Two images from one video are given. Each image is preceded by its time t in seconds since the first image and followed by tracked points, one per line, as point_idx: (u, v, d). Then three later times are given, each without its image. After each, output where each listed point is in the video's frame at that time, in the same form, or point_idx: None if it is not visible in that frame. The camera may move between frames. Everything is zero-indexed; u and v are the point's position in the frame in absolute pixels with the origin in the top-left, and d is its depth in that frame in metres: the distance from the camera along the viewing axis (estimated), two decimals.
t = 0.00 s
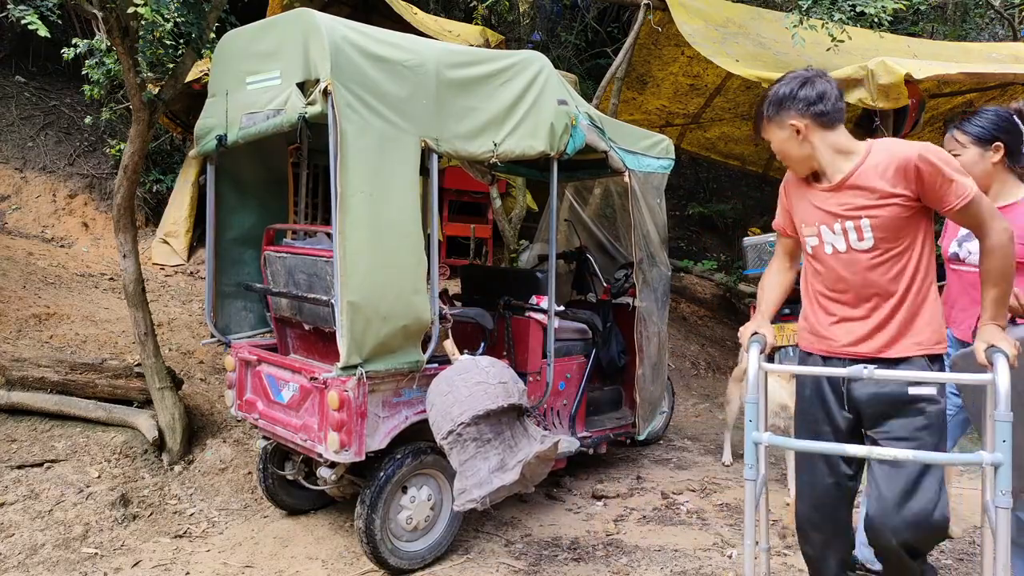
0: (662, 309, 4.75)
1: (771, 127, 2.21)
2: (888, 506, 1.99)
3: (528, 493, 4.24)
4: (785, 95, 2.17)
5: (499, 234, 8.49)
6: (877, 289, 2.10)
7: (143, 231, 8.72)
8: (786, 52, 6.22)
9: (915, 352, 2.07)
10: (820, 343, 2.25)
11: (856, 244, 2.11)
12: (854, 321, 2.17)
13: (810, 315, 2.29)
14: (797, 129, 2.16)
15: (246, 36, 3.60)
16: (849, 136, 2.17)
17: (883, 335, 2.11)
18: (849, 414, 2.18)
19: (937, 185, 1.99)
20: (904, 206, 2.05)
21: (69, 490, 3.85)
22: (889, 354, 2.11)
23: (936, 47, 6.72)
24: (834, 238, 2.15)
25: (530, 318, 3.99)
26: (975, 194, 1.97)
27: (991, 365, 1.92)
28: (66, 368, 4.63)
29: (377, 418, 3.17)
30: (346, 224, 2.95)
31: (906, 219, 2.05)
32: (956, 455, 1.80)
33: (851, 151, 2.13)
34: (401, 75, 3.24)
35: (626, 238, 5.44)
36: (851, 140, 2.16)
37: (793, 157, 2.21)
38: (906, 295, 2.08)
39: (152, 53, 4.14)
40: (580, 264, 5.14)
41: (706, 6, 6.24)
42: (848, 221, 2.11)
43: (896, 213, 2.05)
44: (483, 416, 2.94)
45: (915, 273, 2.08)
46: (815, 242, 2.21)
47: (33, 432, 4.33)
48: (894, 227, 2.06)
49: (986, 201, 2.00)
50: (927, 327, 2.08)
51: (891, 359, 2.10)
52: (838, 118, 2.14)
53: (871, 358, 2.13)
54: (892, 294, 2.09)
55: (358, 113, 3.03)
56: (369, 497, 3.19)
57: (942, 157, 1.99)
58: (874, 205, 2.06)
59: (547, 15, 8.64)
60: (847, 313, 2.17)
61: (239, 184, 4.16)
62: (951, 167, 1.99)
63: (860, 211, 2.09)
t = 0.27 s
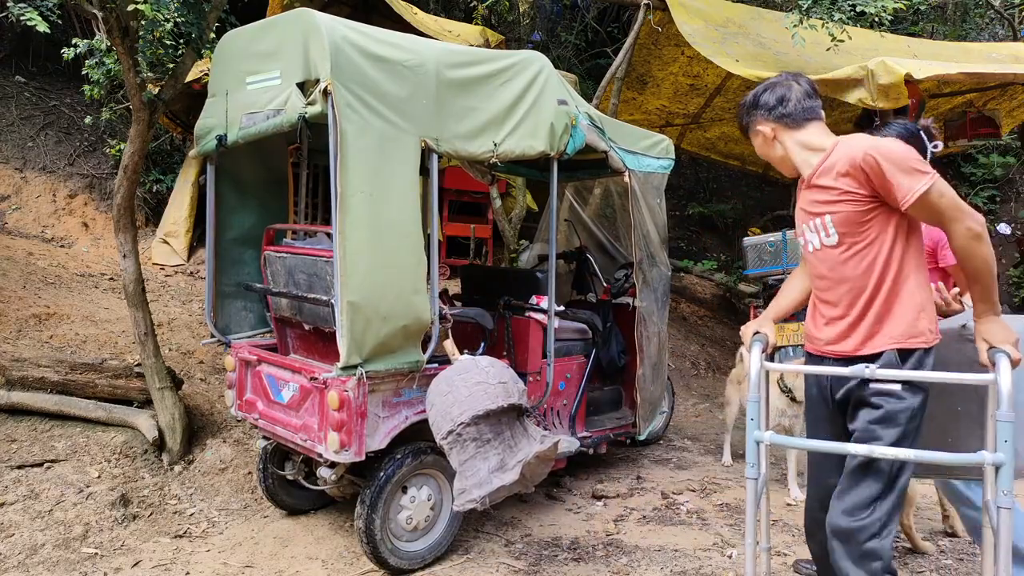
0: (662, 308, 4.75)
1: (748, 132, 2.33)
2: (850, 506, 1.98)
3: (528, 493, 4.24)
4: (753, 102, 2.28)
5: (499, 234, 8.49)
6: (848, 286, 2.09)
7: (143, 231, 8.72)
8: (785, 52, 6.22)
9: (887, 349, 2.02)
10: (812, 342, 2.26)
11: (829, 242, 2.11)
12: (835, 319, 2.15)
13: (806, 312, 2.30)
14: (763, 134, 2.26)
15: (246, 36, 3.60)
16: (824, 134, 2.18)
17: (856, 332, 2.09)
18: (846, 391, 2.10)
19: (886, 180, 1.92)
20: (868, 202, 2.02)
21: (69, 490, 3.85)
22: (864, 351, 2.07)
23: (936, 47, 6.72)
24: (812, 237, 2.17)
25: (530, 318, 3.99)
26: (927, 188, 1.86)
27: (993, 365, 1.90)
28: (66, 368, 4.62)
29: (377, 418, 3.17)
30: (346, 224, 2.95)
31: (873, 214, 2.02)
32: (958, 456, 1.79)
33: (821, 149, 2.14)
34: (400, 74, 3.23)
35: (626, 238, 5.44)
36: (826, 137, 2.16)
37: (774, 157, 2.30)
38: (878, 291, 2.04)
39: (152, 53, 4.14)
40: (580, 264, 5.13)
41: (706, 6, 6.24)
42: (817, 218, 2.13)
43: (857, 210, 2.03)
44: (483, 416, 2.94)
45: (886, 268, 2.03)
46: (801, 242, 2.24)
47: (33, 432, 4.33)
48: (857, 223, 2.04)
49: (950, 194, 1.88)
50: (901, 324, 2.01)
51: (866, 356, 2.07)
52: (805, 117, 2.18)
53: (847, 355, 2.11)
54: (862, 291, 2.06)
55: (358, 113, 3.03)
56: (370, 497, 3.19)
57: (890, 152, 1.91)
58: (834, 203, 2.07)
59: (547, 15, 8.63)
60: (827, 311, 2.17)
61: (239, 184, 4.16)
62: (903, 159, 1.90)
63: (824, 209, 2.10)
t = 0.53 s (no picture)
0: (662, 308, 4.75)
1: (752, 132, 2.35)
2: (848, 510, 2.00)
3: (528, 493, 4.24)
4: (758, 101, 2.29)
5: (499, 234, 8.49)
6: (835, 285, 2.09)
7: (143, 231, 8.72)
8: (785, 52, 6.21)
9: (868, 352, 2.03)
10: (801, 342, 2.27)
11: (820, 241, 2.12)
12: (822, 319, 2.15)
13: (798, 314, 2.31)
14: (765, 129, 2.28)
15: (247, 36, 3.60)
16: (827, 134, 2.19)
17: (840, 332, 2.09)
18: (831, 403, 2.12)
19: (874, 176, 1.91)
20: (858, 201, 2.02)
21: (69, 490, 3.85)
22: (849, 351, 2.07)
23: (936, 47, 6.72)
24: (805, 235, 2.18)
25: (530, 318, 3.99)
26: (916, 183, 1.85)
27: (991, 365, 1.90)
28: (66, 368, 4.62)
29: (377, 418, 3.17)
30: (346, 223, 2.95)
31: (863, 214, 2.02)
32: (956, 456, 1.79)
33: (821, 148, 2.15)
34: (400, 74, 3.23)
35: (626, 238, 5.45)
36: (827, 137, 2.17)
37: (778, 157, 2.31)
38: (863, 291, 2.04)
39: (151, 53, 4.14)
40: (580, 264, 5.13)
41: (706, 6, 6.24)
42: (809, 217, 2.15)
43: (846, 207, 2.04)
44: (481, 416, 2.94)
45: (873, 269, 2.03)
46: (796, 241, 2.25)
47: (33, 432, 4.33)
48: (846, 221, 2.05)
49: (943, 186, 1.84)
50: (885, 325, 2.01)
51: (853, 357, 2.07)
52: (809, 117, 2.19)
53: (832, 356, 2.12)
54: (848, 290, 2.06)
55: (358, 113, 3.03)
56: (370, 497, 3.19)
57: (879, 148, 1.90)
58: (824, 200, 2.08)
59: (547, 15, 8.63)
60: (814, 311, 2.18)
61: (239, 184, 4.16)
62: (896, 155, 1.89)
63: (816, 207, 2.11)
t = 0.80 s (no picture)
0: (662, 307, 4.74)
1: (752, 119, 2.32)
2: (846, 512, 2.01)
3: (528, 493, 4.24)
4: (763, 87, 2.26)
5: (499, 234, 8.49)
6: (836, 288, 2.09)
7: (143, 232, 8.72)
8: (785, 52, 6.21)
9: (868, 356, 2.03)
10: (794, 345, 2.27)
11: (821, 242, 2.11)
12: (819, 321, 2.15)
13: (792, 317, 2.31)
14: (769, 120, 2.26)
15: (246, 36, 3.60)
16: (828, 131, 2.19)
17: (841, 335, 2.09)
18: (831, 404, 2.12)
19: (885, 177, 1.90)
20: (863, 203, 2.01)
21: (69, 490, 3.85)
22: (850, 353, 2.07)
23: (936, 47, 6.71)
24: (804, 236, 2.17)
25: (530, 318, 3.99)
26: (933, 183, 1.84)
27: (989, 365, 1.90)
28: (66, 368, 4.62)
29: (377, 418, 3.17)
30: (346, 223, 2.95)
31: (868, 216, 2.02)
32: (954, 456, 1.79)
33: (824, 146, 2.13)
34: (401, 74, 3.23)
35: (626, 238, 5.45)
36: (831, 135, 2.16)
37: (775, 149, 2.29)
38: (866, 294, 2.04)
39: (151, 53, 4.14)
40: (580, 264, 5.13)
41: (706, 6, 6.24)
42: (811, 218, 2.13)
43: (851, 210, 2.03)
44: (480, 416, 2.93)
45: (877, 271, 2.03)
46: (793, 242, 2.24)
47: (33, 432, 4.33)
48: (852, 223, 2.04)
49: (957, 189, 1.84)
50: (888, 329, 2.02)
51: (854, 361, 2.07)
52: (818, 112, 2.18)
53: (832, 359, 2.11)
54: (850, 293, 2.06)
55: (358, 114, 3.03)
56: (369, 497, 3.19)
57: (891, 149, 1.89)
58: (830, 202, 2.06)
59: (547, 15, 8.63)
60: (811, 313, 2.17)
61: (239, 184, 4.16)
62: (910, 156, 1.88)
63: (819, 208, 2.10)
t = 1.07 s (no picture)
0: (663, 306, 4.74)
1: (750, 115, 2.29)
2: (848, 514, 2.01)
3: (528, 493, 4.24)
4: (762, 84, 2.24)
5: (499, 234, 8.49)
6: (838, 287, 2.08)
7: (143, 232, 8.72)
8: (785, 52, 6.21)
9: (869, 357, 2.04)
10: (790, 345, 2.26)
11: (823, 241, 2.10)
12: (820, 321, 2.15)
13: (789, 317, 2.30)
14: (769, 117, 2.23)
15: (246, 36, 3.60)
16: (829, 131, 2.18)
17: (842, 335, 2.09)
18: (832, 405, 2.12)
19: (893, 175, 1.90)
20: (868, 202, 2.01)
21: (69, 490, 3.85)
22: (851, 353, 2.07)
23: (936, 47, 6.71)
24: (805, 235, 2.17)
25: (530, 317, 3.99)
26: (940, 180, 1.84)
27: (990, 366, 1.90)
28: (66, 368, 4.62)
29: (377, 418, 3.17)
30: (346, 223, 2.95)
31: (872, 216, 2.02)
32: (953, 456, 1.79)
33: (827, 144, 2.13)
34: (402, 73, 3.23)
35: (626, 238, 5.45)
36: (832, 134, 2.15)
37: (772, 149, 2.26)
38: (869, 293, 2.04)
39: (151, 53, 4.14)
40: (580, 264, 5.13)
41: (706, 6, 6.24)
42: (814, 216, 2.12)
43: (856, 208, 2.02)
44: (479, 416, 2.93)
45: (879, 271, 2.03)
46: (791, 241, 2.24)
47: (33, 432, 4.33)
48: (855, 222, 2.04)
49: (964, 187, 1.85)
50: (890, 329, 2.02)
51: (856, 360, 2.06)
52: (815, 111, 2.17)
53: (834, 358, 2.11)
54: (853, 292, 2.06)
55: (358, 114, 3.03)
56: (370, 497, 3.19)
57: (899, 148, 1.90)
58: (834, 200, 2.06)
59: (547, 15, 8.63)
60: (811, 312, 2.17)
61: (239, 184, 4.16)
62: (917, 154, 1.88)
63: (823, 206, 2.09)
